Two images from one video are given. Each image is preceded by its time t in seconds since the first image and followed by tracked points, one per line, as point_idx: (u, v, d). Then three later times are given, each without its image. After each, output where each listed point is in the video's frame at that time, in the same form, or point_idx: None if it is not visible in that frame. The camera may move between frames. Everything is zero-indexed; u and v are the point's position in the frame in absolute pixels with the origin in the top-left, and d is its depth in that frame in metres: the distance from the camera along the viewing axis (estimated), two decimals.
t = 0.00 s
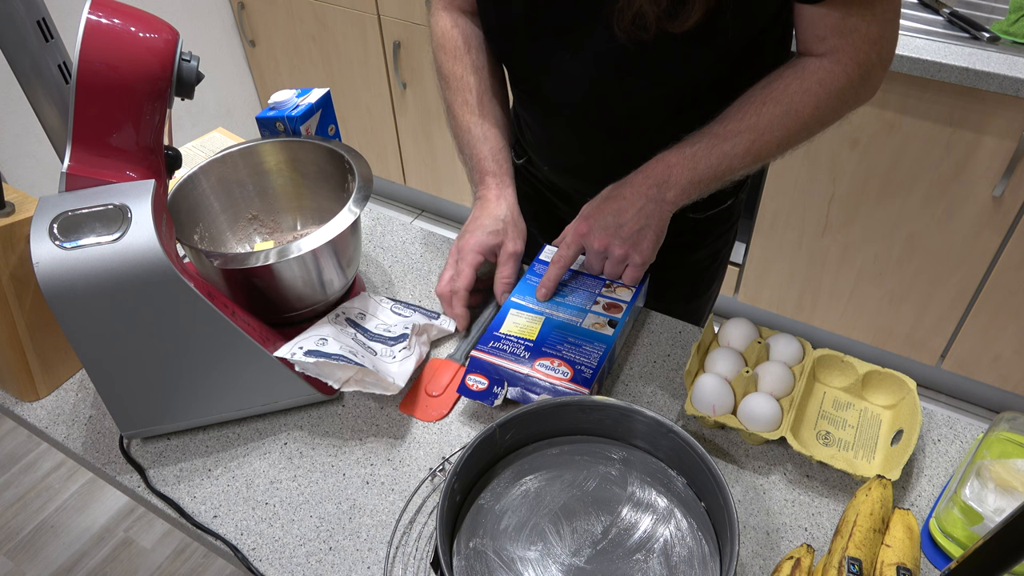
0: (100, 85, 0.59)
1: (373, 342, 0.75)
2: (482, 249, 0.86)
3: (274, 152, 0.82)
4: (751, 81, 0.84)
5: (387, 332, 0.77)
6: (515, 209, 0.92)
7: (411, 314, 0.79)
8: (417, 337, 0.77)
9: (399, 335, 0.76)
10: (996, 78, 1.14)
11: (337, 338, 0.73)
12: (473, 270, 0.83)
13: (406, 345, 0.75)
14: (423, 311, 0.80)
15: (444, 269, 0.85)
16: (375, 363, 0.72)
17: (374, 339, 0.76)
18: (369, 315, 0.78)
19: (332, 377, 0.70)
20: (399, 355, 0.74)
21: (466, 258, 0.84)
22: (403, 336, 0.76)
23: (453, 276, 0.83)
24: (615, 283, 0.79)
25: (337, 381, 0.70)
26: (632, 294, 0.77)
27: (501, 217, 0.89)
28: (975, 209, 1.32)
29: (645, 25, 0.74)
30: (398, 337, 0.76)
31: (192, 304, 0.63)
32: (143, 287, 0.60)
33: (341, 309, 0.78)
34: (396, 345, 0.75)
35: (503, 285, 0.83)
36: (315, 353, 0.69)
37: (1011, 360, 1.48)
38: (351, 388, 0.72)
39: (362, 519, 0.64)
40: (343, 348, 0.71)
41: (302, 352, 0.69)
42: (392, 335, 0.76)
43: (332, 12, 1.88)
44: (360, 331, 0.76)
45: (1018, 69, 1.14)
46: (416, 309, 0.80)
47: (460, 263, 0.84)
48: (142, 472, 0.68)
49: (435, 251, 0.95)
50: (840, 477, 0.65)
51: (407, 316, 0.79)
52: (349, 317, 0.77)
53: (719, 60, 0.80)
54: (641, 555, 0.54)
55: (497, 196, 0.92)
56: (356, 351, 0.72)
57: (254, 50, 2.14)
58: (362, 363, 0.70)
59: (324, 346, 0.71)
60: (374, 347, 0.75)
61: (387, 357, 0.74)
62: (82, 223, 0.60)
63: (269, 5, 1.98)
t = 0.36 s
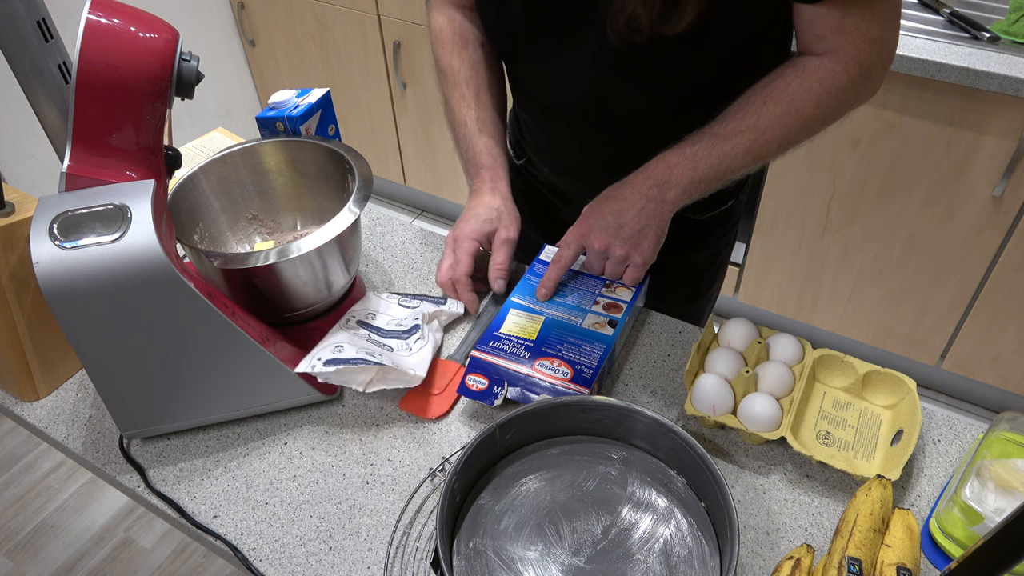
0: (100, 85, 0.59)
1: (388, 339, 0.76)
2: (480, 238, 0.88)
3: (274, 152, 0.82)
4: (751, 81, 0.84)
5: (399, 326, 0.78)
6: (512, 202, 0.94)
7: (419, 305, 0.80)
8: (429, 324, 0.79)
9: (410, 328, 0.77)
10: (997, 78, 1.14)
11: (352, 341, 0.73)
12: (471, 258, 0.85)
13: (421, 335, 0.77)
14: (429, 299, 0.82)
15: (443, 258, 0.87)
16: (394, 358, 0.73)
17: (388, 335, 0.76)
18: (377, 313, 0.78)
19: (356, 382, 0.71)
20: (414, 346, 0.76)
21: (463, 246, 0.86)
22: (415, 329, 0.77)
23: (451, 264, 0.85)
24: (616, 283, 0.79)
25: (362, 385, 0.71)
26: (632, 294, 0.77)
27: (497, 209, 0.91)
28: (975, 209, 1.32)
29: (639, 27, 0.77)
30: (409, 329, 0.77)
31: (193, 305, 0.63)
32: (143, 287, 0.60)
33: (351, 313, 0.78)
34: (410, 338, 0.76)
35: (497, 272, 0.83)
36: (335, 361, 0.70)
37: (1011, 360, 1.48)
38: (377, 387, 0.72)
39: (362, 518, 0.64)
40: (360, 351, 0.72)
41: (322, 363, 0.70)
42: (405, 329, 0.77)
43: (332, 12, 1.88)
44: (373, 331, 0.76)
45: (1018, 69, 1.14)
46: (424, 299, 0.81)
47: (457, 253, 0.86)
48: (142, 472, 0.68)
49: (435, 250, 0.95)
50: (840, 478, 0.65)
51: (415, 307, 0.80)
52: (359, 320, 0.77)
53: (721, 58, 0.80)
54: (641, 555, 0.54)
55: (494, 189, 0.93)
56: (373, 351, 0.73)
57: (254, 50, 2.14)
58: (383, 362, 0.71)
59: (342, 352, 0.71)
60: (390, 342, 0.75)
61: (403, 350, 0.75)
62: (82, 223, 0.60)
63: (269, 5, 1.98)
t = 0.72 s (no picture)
0: (100, 85, 0.59)
1: (403, 340, 0.76)
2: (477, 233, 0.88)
3: (274, 152, 0.82)
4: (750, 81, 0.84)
5: (413, 325, 0.78)
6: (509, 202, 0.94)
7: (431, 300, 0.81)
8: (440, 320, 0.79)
9: (424, 327, 0.77)
10: (996, 78, 1.14)
11: (367, 350, 0.74)
12: (473, 255, 0.86)
13: (436, 335, 0.76)
14: (439, 293, 0.82)
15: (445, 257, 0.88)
16: (409, 363, 0.73)
17: (402, 335, 0.76)
18: (388, 312, 0.79)
19: (375, 392, 0.73)
20: (429, 346, 0.75)
21: (461, 244, 0.86)
22: (428, 328, 0.77)
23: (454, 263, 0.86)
24: (615, 283, 0.79)
25: (383, 393, 0.73)
26: (632, 294, 0.77)
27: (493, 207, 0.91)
28: (975, 209, 1.32)
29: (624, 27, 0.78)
30: (423, 327, 0.77)
31: (193, 305, 0.63)
32: (143, 287, 0.60)
33: (363, 314, 0.79)
34: (425, 338, 0.76)
35: (496, 265, 0.84)
36: (354, 374, 0.71)
37: (1011, 360, 1.48)
38: (397, 395, 0.73)
39: (362, 518, 0.64)
40: (377, 360, 0.72)
41: (341, 376, 0.71)
42: (419, 327, 0.77)
43: (332, 12, 1.88)
44: (387, 333, 0.76)
45: (1017, 69, 1.14)
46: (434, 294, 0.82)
47: (455, 250, 0.86)
48: (142, 472, 0.68)
49: (435, 250, 0.95)
50: (840, 477, 0.66)
51: (426, 303, 0.81)
52: (372, 322, 0.78)
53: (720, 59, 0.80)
54: (641, 555, 0.54)
55: (490, 189, 0.93)
56: (389, 358, 0.73)
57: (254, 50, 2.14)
58: (399, 369, 0.71)
59: (358, 363, 0.72)
60: (405, 343, 0.75)
61: (418, 352, 0.75)
62: (82, 223, 0.60)
63: (269, 5, 1.98)
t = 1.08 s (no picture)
0: (100, 85, 0.59)
1: (407, 346, 0.76)
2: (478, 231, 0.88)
3: (273, 152, 0.82)
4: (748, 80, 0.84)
5: (414, 327, 0.78)
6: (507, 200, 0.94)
7: (427, 299, 0.81)
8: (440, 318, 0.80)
9: (426, 329, 0.78)
10: (996, 78, 1.14)
11: (376, 365, 0.74)
12: (474, 251, 0.86)
13: (439, 336, 0.77)
14: (435, 291, 0.83)
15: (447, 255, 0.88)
16: (418, 372, 0.73)
17: (406, 342, 0.76)
18: (388, 319, 0.79)
19: (391, 408, 0.73)
20: (435, 350, 0.76)
21: (462, 241, 0.86)
22: (430, 330, 0.78)
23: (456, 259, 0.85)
24: (615, 283, 0.79)
25: (399, 407, 0.73)
26: (632, 294, 0.77)
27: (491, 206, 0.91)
28: (975, 209, 1.32)
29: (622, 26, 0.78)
30: (425, 330, 0.78)
31: (192, 305, 0.63)
32: (143, 287, 0.60)
33: (365, 326, 0.79)
34: (430, 341, 0.76)
35: (496, 261, 0.84)
36: (368, 395, 0.71)
37: (1011, 360, 1.48)
38: (413, 403, 0.73)
39: (362, 519, 0.64)
40: (386, 377, 0.72)
41: (355, 398, 0.71)
42: (420, 329, 0.78)
43: (332, 12, 1.88)
44: (390, 340, 0.77)
45: (1018, 69, 1.14)
46: (430, 292, 0.83)
47: (456, 247, 0.86)
48: (142, 472, 0.68)
49: (435, 250, 0.95)
50: (840, 477, 0.65)
51: (424, 302, 0.81)
52: (375, 333, 0.78)
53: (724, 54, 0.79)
54: (640, 555, 0.54)
55: (489, 187, 0.93)
56: (398, 370, 0.73)
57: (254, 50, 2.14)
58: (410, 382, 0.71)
59: (369, 381, 0.73)
60: (410, 350, 0.76)
61: (424, 357, 0.75)
62: (82, 223, 0.60)
63: (269, 5, 1.98)
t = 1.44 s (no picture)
0: (99, 85, 0.59)
1: (407, 346, 0.76)
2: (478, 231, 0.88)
3: (273, 152, 0.82)
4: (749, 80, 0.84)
5: (414, 327, 0.78)
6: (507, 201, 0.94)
7: (427, 300, 0.81)
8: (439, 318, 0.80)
9: (426, 329, 0.78)
10: (996, 78, 1.14)
11: (377, 366, 0.74)
12: (474, 252, 0.85)
13: (439, 337, 0.77)
14: (435, 291, 0.83)
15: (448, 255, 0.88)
16: (418, 373, 0.73)
17: (406, 342, 0.76)
18: (388, 319, 0.79)
19: (391, 408, 0.73)
20: (435, 350, 0.76)
21: (462, 242, 0.86)
22: (430, 330, 0.78)
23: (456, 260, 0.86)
24: (615, 283, 0.79)
25: (399, 407, 0.73)
26: (632, 294, 0.77)
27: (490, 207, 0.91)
28: (975, 209, 1.32)
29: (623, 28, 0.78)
30: (425, 329, 0.78)
31: (193, 305, 0.63)
32: (143, 287, 0.60)
33: (365, 326, 0.79)
34: (430, 341, 0.77)
35: (496, 261, 0.84)
36: (368, 395, 0.71)
37: (1011, 360, 1.48)
38: (413, 403, 0.73)
39: (362, 519, 0.64)
40: (386, 377, 0.72)
41: (355, 399, 0.71)
42: (420, 330, 0.78)
43: (332, 12, 1.88)
44: (390, 340, 0.77)
45: (1018, 69, 1.14)
46: (430, 292, 0.83)
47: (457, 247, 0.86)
48: (142, 472, 0.68)
49: (435, 250, 0.95)
50: (840, 477, 0.66)
51: (424, 303, 0.81)
52: (374, 333, 0.78)
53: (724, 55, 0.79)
54: (640, 555, 0.54)
55: (489, 188, 0.93)
56: (398, 370, 0.73)
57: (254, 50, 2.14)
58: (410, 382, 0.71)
59: (369, 382, 0.73)
60: (410, 350, 0.76)
61: (424, 357, 0.75)
62: (82, 223, 0.60)
63: (269, 5, 1.98)
